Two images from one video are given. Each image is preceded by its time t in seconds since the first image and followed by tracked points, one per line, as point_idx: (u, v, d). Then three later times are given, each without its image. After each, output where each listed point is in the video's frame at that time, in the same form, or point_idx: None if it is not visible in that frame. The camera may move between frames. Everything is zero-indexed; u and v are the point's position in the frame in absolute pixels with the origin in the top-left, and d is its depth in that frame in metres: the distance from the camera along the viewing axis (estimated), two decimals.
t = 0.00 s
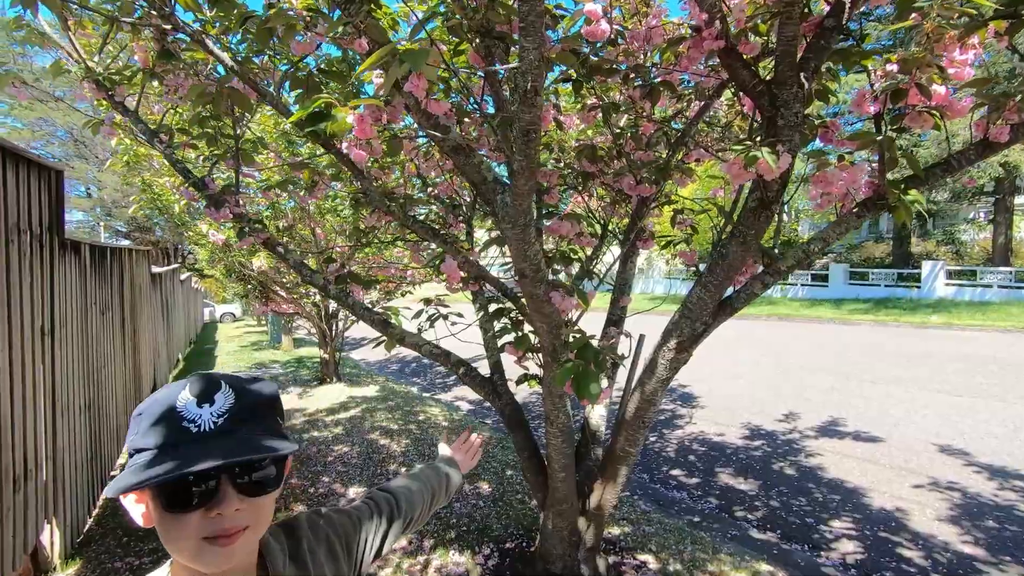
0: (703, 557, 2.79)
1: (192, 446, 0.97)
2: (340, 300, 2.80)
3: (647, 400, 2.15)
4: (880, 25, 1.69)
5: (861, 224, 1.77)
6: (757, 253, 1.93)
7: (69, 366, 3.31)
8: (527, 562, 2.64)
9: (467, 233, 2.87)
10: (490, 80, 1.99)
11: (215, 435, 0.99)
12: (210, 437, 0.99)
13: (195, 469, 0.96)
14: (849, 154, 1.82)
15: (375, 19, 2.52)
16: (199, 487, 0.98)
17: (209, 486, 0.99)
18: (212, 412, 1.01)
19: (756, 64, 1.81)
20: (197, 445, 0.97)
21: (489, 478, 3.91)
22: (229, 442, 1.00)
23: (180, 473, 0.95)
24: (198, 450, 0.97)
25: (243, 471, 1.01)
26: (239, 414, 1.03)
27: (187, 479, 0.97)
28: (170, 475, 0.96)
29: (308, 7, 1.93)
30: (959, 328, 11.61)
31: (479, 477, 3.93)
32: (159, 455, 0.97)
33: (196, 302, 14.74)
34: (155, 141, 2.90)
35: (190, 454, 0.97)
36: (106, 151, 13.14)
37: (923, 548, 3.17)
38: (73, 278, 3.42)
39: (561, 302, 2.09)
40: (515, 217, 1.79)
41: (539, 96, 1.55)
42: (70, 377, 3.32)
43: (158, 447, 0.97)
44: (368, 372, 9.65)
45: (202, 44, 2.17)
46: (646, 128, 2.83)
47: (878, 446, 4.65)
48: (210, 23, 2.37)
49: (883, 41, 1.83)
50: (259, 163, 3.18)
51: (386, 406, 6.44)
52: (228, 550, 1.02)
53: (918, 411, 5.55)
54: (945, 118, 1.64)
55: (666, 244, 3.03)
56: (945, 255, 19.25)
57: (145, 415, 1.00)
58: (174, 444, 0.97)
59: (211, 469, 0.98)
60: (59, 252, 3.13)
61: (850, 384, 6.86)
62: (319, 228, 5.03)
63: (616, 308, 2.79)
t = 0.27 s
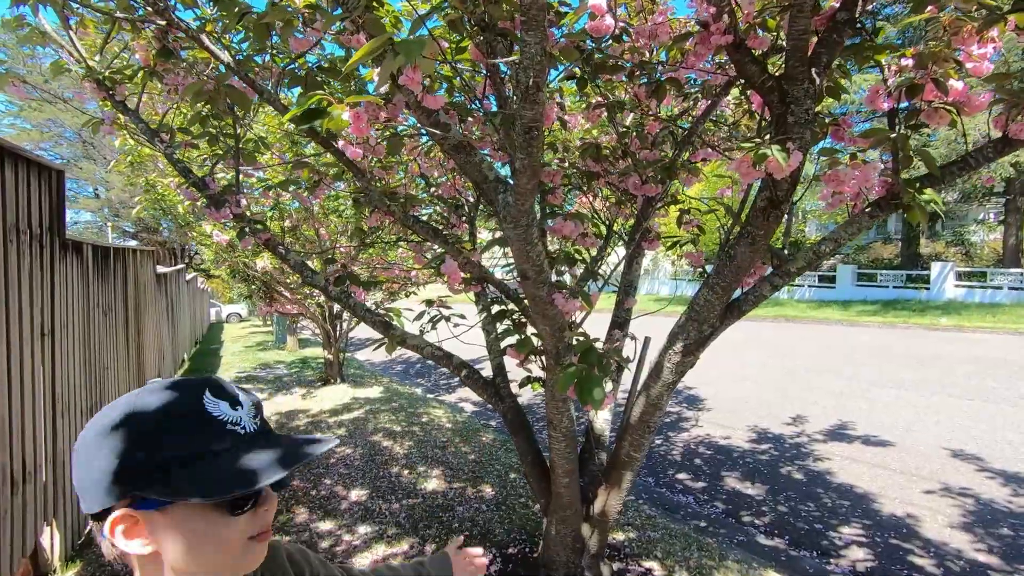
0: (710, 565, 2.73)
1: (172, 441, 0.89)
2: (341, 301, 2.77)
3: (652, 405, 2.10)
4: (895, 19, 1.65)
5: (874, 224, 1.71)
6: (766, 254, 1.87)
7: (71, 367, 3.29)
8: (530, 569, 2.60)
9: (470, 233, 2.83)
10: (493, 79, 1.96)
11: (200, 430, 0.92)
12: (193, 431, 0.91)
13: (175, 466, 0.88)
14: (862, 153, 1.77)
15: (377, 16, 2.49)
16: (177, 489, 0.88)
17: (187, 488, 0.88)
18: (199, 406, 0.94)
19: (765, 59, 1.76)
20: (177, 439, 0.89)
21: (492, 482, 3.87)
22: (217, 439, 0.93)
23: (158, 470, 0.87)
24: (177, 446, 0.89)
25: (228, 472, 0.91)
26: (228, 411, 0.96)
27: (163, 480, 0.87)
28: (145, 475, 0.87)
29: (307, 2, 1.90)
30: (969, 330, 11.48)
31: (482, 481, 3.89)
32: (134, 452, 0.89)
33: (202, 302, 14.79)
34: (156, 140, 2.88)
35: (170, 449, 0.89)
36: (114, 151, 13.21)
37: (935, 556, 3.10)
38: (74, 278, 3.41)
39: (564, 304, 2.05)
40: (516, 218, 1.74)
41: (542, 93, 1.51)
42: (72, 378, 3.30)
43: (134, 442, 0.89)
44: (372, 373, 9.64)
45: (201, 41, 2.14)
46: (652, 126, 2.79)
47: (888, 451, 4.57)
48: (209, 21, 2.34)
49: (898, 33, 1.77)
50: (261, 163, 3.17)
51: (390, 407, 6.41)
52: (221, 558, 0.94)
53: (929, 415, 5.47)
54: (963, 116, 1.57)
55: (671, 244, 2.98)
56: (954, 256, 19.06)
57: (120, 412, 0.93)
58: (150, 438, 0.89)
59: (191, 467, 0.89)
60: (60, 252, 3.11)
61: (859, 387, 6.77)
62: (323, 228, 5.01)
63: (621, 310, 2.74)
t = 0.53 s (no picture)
0: (716, 573, 2.69)
1: (179, 428, 0.92)
2: (345, 301, 2.75)
3: (659, 410, 2.07)
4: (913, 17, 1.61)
5: (888, 228, 1.67)
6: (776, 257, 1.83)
7: (76, 363, 3.29)
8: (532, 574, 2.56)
9: (476, 233, 2.81)
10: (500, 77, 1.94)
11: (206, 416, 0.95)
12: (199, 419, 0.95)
13: (172, 453, 0.90)
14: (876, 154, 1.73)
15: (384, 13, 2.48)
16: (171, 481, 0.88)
17: (184, 479, 0.89)
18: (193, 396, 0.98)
19: (778, 57, 1.71)
20: (184, 421, 0.92)
21: (496, 485, 3.84)
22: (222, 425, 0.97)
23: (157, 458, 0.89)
24: (181, 434, 0.92)
25: (227, 465, 0.94)
26: (235, 404, 1.01)
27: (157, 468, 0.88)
28: (139, 464, 0.88)
29: None
30: (982, 337, 11.31)
31: (485, 484, 3.86)
32: (129, 436, 0.91)
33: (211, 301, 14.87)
34: (163, 138, 2.88)
35: (176, 436, 0.92)
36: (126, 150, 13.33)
37: (948, 567, 3.04)
38: (80, 275, 3.40)
39: (570, 307, 2.01)
40: (521, 218, 1.71)
41: (548, 90, 1.48)
42: (77, 376, 3.30)
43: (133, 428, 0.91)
44: (378, 373, 9.66)
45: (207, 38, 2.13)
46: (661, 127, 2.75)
47: (899, 459, 4.50)
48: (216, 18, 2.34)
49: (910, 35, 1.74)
50: (268, 162, 3.17)
51: (395, 408, 6.40)
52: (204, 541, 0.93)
53: (941, 423, 5.38)
54: (982, 116, 1.55)
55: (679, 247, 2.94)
56: (968, 261, 18.81)
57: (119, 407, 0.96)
58: (151, 426, 0.92)
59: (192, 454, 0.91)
60: (66, 249, 3.11)
61: (869, 393, 6.68)
62: (330, 228, 5.01)
63: (628, 313, 2.70)
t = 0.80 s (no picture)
0: None
1: (179, 426, 0.90)
2: (350, 299, 2.70)
3: (671, 414, 2.00)
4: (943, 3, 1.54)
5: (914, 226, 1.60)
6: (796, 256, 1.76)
7: (81, 361, 3.26)
8: None
9: (483, 232, 2.76)
10: (510, 69, 1.88)
11: (203, 413, 0.93)
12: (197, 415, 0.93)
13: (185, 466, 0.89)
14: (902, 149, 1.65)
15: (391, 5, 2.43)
16: (173, 480, 0.87)
17: (184, 477, 0.88)
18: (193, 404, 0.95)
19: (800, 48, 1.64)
20: (186, 422, 0.90)
21: (502, 487, 3.79)
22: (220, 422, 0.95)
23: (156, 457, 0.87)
24: (179, 431, 0.90)
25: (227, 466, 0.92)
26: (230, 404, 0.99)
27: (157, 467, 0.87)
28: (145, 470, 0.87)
29: None
30: (996, 340, 11.14)
31: (491, 486, 3.81)
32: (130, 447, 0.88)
33: (219, 299, 14.92)
34: (168, 133, 2.84)
35: (174, 433, 0.90)
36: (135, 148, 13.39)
37: None
38: (85, 271, 3.36)
39: (580, 306, 1.95)
40: (531, 214, 1.66)
41: (560, 81, 1.42)
42: (81, 372, 3.28)
43: (131, 427, 0.90)
44: (384, 372, 9.63)
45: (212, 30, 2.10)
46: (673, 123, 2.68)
47: (913, 465, 4.41)
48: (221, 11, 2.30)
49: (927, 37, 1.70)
50: (275, 158, 3.13)
51: (401, 407, 6.36)
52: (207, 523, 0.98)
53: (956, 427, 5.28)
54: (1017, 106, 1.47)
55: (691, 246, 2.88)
56: (980, 264, 18.58)
57: (116, 403, 0.95)
58: (148, 424, 0.90)
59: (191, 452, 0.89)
60: (70, 245, 3.07)
61: (882, 396, 6.57)
62: (336, 226, 4.97)
63: (639, 313, 2.64)
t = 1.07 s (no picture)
0: None
1: (172, 423, 0.97)
2: (359, 292, 2.62)
3: (696, 416, 1.91)
4: None
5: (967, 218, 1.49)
6: (835, 251, 1.65)
7: (85, 354, 3.20)
8: None
9: (497, 224, 2.66)
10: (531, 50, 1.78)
11: (196, 408, 1.01)
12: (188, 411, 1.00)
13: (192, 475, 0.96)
14: (955, 135, 1.54)
15: None
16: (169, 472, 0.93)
17: (180, 469, 0.94)
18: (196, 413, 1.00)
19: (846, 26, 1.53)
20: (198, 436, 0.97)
21: (513, 486, 3.72)
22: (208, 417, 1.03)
23: (153, 449, 0.93)
24: (172, 426, 0.96)
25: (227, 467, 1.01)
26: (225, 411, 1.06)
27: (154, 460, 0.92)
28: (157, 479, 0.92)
29: None
30: (1012, 340, 10.96)
31: (501, 485, 3.74)
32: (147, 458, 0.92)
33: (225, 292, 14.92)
34: (173, 121, 2.76)
35: (167, 429, 0.96)
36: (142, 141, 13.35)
37: None
38: (88, 262, 3.29)
39: (602, 301, 1.85)
40: (553, 203, 1.56)
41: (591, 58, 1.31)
42: (85, 366, 3.21)
43: (131, 429, 0.95)
44: (391, 367, 9.58)
45: (217, 9, 2.00)
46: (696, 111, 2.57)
47: (934, 468, 4.30)
48: None
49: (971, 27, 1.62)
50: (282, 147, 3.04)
51: (408, 403, 6.30)
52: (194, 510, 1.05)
53: (976, 430, 5.15)
54: None
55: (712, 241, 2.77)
56: (994, 262, 18.32)
57: (102, 399, 0.99)
58: (141, 421, 0.95)
59: (187, 444, 0.96)
60: (73, 235, 3.00)
61: (898, 397, 6.44)
62: (343, 218, 4.90)
63: (658, 309, 2.54)
